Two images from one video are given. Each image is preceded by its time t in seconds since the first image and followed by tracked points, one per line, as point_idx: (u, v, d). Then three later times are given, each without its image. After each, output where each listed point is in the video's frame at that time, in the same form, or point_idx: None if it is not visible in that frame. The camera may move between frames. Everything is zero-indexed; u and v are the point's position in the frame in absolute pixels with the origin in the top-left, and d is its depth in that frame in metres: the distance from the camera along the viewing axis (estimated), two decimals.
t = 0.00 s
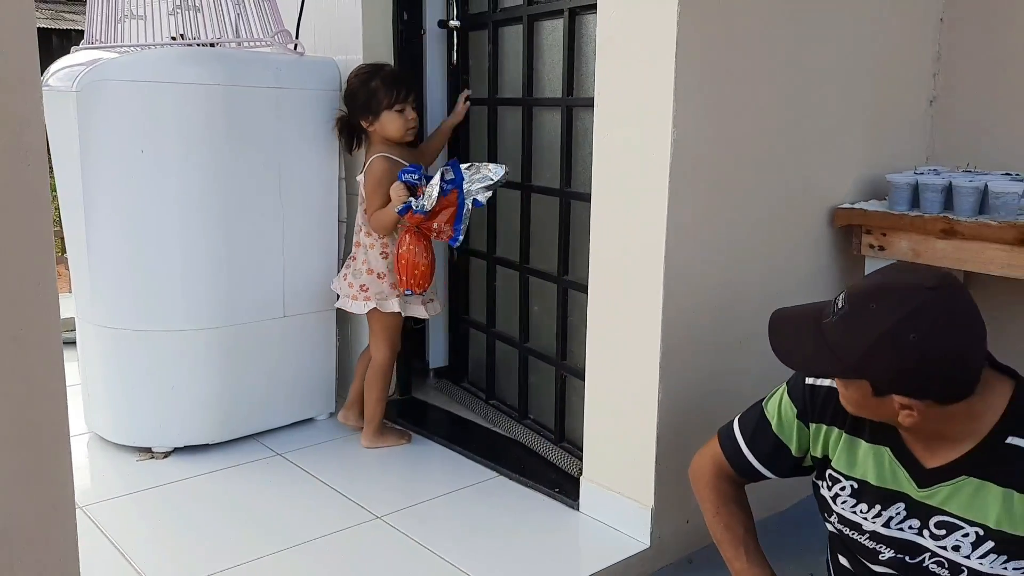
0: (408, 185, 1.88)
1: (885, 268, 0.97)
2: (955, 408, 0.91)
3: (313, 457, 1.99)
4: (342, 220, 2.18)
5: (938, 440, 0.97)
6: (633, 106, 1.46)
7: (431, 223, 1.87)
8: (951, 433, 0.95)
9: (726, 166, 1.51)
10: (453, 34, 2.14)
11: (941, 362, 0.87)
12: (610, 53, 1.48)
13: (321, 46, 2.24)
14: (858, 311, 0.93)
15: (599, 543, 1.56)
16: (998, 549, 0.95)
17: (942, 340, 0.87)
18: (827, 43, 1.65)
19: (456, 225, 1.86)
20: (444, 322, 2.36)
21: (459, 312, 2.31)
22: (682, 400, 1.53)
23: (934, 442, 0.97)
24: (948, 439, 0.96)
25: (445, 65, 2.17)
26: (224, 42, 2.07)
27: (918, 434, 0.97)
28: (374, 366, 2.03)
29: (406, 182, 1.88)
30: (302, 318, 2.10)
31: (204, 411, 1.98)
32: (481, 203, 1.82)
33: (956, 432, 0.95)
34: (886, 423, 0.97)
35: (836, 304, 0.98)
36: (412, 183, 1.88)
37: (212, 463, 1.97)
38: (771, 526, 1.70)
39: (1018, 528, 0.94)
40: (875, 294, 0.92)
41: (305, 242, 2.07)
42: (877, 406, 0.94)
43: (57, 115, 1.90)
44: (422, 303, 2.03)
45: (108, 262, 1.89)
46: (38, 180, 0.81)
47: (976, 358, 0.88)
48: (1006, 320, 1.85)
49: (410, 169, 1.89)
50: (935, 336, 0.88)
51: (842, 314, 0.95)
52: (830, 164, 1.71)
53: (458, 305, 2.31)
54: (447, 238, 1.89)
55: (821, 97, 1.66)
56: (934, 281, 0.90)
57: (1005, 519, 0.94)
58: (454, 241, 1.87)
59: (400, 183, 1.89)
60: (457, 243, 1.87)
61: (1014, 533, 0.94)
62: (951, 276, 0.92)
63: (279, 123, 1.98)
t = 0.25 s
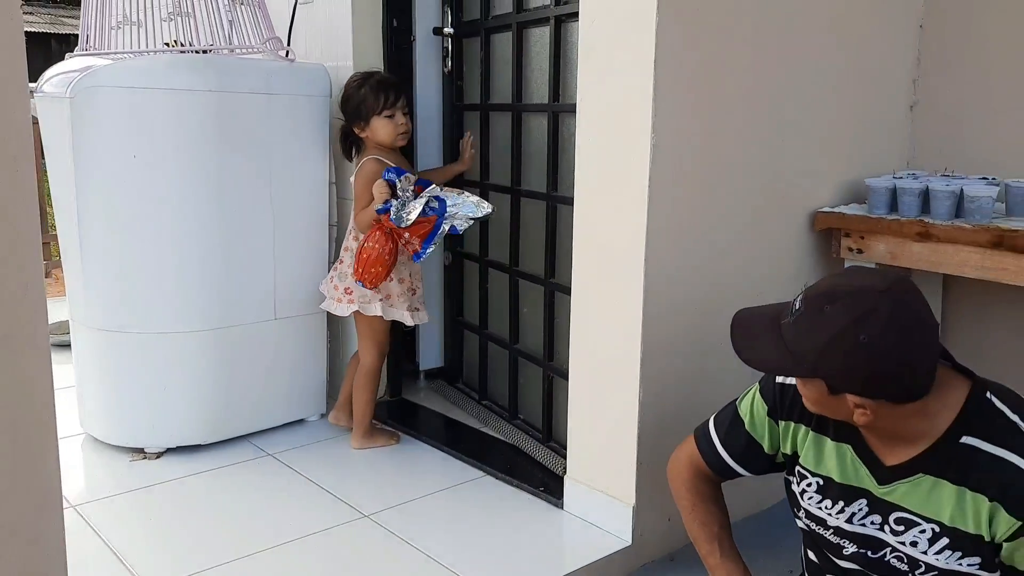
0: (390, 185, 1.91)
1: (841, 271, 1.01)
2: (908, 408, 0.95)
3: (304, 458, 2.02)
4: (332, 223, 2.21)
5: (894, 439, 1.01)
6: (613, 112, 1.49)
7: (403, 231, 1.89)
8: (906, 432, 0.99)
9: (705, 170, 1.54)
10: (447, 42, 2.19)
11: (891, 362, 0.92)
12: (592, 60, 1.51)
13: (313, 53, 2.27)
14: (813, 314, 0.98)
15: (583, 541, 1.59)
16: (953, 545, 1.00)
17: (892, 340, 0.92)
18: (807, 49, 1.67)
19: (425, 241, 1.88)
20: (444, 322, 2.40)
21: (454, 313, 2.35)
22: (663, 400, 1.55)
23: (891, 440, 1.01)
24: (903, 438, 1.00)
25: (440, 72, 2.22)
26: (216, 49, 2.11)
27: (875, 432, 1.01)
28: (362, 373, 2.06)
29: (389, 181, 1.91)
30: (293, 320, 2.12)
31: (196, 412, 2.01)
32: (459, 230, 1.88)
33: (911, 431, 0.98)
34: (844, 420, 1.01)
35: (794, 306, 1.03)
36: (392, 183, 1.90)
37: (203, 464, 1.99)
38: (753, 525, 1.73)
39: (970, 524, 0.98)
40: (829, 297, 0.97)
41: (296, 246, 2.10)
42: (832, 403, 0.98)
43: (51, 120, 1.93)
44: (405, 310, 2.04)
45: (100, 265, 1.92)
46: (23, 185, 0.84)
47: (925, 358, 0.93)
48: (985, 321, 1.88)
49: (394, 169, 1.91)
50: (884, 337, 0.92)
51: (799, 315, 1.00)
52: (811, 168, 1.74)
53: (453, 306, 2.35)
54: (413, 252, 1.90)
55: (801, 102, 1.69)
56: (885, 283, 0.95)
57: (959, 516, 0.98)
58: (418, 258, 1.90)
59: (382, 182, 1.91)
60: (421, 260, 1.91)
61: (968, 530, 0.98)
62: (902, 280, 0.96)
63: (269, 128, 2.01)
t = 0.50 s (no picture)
0: (384, 184, 1.91)
1: (816, 270, 1.03)
2: (882, 403, 0.97)
3: (296, 456, 2.04)
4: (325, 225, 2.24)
5: (869, 434, 1.02)
6: (598, 114, 1.51)
7: (399, 223, 1.91)
8: (881, 427, 1.00)
9: (689, 172, 1.56)
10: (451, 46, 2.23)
11: (862, 359, 0.93)
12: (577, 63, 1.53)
13: (306, 57, 2.30)
14: (788, 311, 0.99)
15: (569, 537, 1.61)
16: (926, 538, 1.02)
17: (864, 338, 0.93)
18: (791, 53, 1.70)
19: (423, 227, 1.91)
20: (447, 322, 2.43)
21: (455, 313, 2.37)
22: (648, 399, 1.58)
23: (866, 436, 1.03)
24: (877, 433, 1.01)
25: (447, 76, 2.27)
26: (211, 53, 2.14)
27: (849, 427, 1.03)
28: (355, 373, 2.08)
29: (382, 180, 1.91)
30: (286, 321, 2.15)
31: (189, 411, 2.03)
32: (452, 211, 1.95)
33: (885, 426, 1.00)
34: (820, 416, 1.02)
35: (770, 303, 1.04)
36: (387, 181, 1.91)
37: (196, 462, 2.02)
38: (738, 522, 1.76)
39: (942, 519, 1.00)
40: (803, 295, 0.98)
41: (288, 247, 2.13)
42: (809, 400, 0.99)
43: (46, 123, 1.95)
44: (400, 307, 2.07)
45: (94, 266, 1.94)
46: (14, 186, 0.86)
47: (897, 355, 0.94)
48: (968, 321, 1.90)
49: (387, 168, 1.91)
50: (857, 333, 0.93)
51: (776, 313, 1.01)
52: (795, 170, 1.77)
53: (454, 307, 2.37)
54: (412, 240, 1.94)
55: (785, 105, 1.71)
56: (858, 282, 0.96)
57: (931, 510, 1.00)
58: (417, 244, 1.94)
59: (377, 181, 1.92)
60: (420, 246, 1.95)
61: (940, 524, 1.00)
62: (875, 279, 0.98)
63: (262, 130, 2.03)
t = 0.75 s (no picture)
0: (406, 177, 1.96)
1: (819, 265, 1.04)
2: (882, 398, 0.98)
3: (298, 454, 2.05)
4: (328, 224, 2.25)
5: (871, 428, 1.04)
6: (600, 114, 1.53)
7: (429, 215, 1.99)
8: (882, 421, 1.01)
9: (690, 171, 1.57)
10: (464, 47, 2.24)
11: (864, 353, 0.94)
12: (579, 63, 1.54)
13: (309, 58, 2.31)
14: (791, 306, 1.00)
15: (571, 534, 1.62)
16: (926, 531, 1.02)
17: (865, 332, 0.94)
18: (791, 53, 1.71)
19: (453, 218, 1.99)
20: (462, 318, 2.45)
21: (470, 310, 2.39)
22: (649, 396, 1.59)
23: (867, 430, 1.04)
24: (878, 427, 1.03)
25: (462, 78, 2.28)
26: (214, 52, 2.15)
27: (850, 421, 1.04)
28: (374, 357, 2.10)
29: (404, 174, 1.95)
30: (288, 320, 2.16)
31: (192, 409, 2.04)
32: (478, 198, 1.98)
33: (885, 420, 1.01)
34: (822, 411, 1.04)
35: (774, 299, 1.05)
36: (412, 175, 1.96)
37: (199, 459, 2.03)
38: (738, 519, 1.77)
39: (942, 511, 1.00)
40: (805, 290, 0.99)
41: (291, 246, 2.14)
42: (810, 394, 1.01)
43: (49, 121, 1.96)
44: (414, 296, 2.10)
45: (97, 264, 1.95)
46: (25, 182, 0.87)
47: (899, 350, 0.95)
48: (966, 320, 1.92)
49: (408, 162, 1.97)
50: (858, 329, 0.95)
51: (779, 308, 1.02)
52: (795, 170, 1.78)
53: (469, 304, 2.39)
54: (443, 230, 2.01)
55: (785, 105, 1.73)
56: (861, 278, 0.97)
57: (931, 503, 1.01)
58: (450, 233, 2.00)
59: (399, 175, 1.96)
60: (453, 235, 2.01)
61: (941, 517, 1.01)
62: (877, 276, 0.99)
63: (265, 130, 2.04)
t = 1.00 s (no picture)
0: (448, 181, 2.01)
1: (836, 269, 1.05)
2: (899, 400, 0.99)
3: (310, 456, 2.06)
4: (338, 228, 2.26)
5: (886, 430, 1.05)
6: (614, 118, 1.54)
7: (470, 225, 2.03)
8: (899, 423, 1.02)
9: (702, 175, 1.59)
10: (492, 52, 2.26)
11: (882, 355, 0.95)
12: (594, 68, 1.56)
13: (319, 62, 2.33)
14: (808, 308, 1.01)
15: (583, 535, 1.64)
16: (942, 532, 1.04)
17: (883, 334, 0.96)
18: (801, 58, 1.73)
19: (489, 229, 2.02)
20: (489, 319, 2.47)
21: (494, 312, 2.40)
22: (661, 399, 1.60)
23: (883, 432, 1.05)
24: (893, 429, 1.04)
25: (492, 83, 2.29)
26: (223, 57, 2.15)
27: (866, 423, 1.05)
28: (422, 347, 2.20)
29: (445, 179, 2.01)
30: (298, 323, 2.17)
31: (204, 412, 2.05)
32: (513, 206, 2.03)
33: (901, 422, 1.02)
34: (838, 412, 1.05)
35: (791, 302, 1.06)
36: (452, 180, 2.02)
37: (210, 462, 2.04)
38: (746, 522, 1.78)
39: (958, 512, 1.02)
40: (822, 293, 1.00)
41: (302, 249, 2.15)
42: (827, 396, 1.02)
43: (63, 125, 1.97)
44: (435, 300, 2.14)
45: (110, 268, 1.96)
46: (59, 186, 0.87)
47: (916, 352, 0.96)
48: (973, 324, 1.94)
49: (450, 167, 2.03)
50: (876, 332, 0.96)
51: (796, 310, 1.03)
52: (804, 174, 1.80)
53: (493, 306, 2.41)
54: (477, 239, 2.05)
55: (795, 110, 1.74)
56: (878, 281, 0.98)
57: (947, 504, 1.02)
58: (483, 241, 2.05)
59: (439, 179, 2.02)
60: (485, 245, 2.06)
61: (956, 518, 1.02)
62: (893, 278, 1.00)
63: (276, 134, 2.06)
